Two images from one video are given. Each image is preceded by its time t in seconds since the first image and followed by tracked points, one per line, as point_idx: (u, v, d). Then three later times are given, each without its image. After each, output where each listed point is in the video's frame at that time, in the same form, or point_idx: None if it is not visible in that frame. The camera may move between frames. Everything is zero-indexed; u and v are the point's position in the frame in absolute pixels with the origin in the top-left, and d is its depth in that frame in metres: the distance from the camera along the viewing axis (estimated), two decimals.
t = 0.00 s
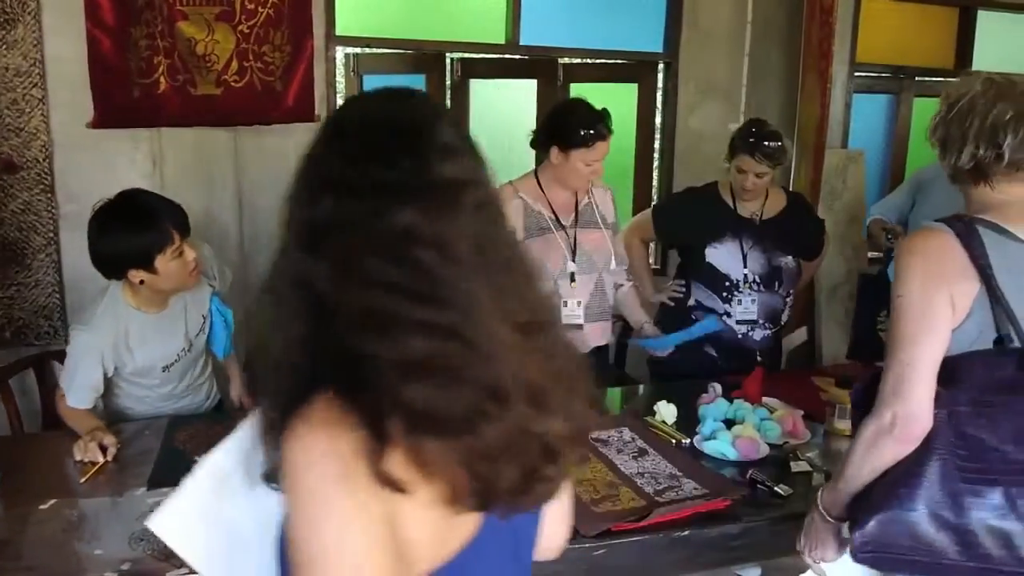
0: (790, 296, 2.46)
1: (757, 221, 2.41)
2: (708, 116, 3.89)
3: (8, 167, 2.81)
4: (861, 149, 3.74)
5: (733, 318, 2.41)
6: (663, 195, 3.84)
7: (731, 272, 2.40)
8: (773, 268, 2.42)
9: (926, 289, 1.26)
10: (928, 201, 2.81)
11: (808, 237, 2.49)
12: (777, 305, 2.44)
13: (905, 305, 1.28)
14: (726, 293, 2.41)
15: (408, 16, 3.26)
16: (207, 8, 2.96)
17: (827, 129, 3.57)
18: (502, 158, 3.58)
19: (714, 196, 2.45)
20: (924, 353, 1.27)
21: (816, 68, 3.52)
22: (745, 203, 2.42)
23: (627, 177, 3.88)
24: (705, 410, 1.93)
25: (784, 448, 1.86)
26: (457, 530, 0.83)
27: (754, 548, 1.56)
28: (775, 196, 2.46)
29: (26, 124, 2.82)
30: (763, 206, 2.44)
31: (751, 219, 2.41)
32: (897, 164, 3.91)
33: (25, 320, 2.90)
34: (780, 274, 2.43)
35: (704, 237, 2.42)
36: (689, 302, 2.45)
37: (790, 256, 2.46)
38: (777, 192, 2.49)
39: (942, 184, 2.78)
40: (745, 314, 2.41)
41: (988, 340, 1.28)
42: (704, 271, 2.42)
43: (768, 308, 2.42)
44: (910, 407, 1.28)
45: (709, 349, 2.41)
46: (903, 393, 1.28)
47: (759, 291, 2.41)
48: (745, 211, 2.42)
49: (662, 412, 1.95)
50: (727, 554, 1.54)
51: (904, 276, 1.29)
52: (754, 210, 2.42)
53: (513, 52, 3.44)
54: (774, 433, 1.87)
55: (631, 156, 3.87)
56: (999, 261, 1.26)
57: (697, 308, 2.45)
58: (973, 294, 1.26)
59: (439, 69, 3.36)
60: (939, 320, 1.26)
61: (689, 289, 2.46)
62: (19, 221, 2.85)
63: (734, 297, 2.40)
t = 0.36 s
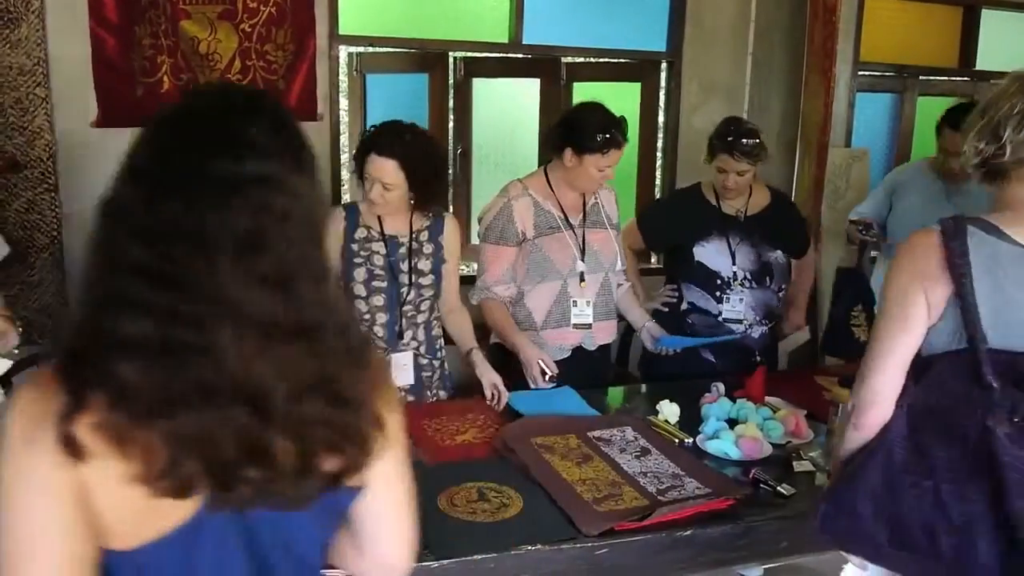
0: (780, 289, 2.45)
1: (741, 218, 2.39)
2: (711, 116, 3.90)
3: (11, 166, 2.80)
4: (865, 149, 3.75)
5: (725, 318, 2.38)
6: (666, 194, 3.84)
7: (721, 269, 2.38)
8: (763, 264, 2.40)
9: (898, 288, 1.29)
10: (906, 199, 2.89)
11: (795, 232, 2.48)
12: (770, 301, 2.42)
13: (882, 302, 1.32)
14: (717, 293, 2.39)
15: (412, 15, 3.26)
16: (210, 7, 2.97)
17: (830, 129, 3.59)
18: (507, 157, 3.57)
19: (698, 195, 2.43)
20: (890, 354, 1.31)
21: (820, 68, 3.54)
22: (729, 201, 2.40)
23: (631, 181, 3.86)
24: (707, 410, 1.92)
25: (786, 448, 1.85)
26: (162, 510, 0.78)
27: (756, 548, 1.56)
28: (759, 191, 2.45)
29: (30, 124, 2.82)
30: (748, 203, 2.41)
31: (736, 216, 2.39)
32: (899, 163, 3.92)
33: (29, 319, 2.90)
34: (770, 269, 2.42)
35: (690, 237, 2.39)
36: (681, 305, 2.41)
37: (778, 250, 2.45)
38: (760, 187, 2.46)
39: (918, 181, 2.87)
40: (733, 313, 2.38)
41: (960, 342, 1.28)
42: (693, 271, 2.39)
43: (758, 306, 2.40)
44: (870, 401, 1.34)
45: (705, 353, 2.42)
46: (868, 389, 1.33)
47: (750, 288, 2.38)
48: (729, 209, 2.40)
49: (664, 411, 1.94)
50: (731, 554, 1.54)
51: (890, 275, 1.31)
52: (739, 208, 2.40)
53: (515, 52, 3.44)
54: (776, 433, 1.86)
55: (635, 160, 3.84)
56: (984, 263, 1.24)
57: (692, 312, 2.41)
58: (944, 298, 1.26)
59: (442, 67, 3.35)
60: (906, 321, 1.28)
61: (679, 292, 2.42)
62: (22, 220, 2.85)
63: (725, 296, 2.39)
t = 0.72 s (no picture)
0: (762, 292, 2.41)
1: (721, 219, 2.35)
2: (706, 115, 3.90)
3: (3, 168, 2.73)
4: (859, 148, 3.77)
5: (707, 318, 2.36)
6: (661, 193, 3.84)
7: (700, 267, 2.36)
8: (743, 267, 2.37)
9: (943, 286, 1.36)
10: (865, 199, 2.97)
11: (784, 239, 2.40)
12: (750, 302, 2.39)
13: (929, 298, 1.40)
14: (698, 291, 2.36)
15: (406, 15, 3.28)
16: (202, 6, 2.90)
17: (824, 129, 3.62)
18: (502, 158, 3.57)
19: (680, 197, 2.39)
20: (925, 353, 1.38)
21: (813, 68, 3.58)
22: (709, 201, 2.36)
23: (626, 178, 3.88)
24: (702, 409, 1.92)
25: (780, 448, 1.86)
26: None
27: (750, 547, 1.56)
28: (742, 193, 2.39)
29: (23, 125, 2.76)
30: (727, 204, 2.37)
31: (715, 217, 2.35)
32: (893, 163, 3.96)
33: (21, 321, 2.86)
34: (750, 273, 2.38)
35: (668, 237, 2.36)
36: (665, 304, 2.40)
37: (762, 255, 2.39)
38: (743, 188, 2.41)
39: (874, 181, 2.97)
40: (713, 312, 2.35)
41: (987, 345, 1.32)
42: (676, 271, 2.38)
43: (739, 305, 2.38)
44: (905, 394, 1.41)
45: (696, 352, 2.40)
46: (897, 378, 1.42)
47: (727, 288, 2.36)
48: (708, 209, 2.36)
49: (658, 410, 1.94)
50: (724, 553, 1.54)
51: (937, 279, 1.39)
52: (718, 209, 2.36)
53: (510, 52, 3.44)
54: (771, 432, 1.86)
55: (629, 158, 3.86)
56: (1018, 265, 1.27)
57: (678, 313, 2.38)
58: (981, 301, 1.33)
59: (436, 67, 3.36)
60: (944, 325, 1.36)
61: (661, 291, 2.41)
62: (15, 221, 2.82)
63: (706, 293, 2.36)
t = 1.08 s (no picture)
0: (725, 293, 2.39)
1: (689, 219, 2.35)
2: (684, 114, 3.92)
3: None
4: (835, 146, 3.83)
5: (670, 315, 2.37)
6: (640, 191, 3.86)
7: (663, 267, 2.38)
8: (707, 265, 2.36)
9: None
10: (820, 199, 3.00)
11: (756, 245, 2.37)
12: (714, 301, 2.38)
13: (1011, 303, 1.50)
14: (659, 289, 2.39)
15: (386, 13, 3.25)
16: (177, 5, 2.92)
17: (801, 130, 3.66)
18: (482, 157, 3.57)
19: (652, 197, 2.41)
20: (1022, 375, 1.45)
21: (791, 68, 3.61)
22: (681, 200, 2.37)
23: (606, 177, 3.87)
24: (682, 408, 1.93)
25: (760, 444, 1.87)
26: None
27: (730, 544, 1.57)
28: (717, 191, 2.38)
29: None
30: (699, 204, 2.37)
31: (683, 216, 2.36)
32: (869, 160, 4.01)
33: None
34: (714, 272, 2.37)
35: (637, 234, 2.40)
36: (632, 300, 2.43)
37: (729, 255, 2.37)
38: (721, 187, 2.41)
39: (828, 181, 2.99)
40: (674, 311, 2.37)
41: None
42: (640, 269, 2.41)
43: (702, 303, 2.38)
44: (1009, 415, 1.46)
45: (663, 350, 2.37)
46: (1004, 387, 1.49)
47: (692, 288, 2.37)
48: (679, 208, 2.37)
49: (639, 409, 1.95)
50: (704, 549, 1.55)
51: None
52: (689, 208, 2.37)
53: (489, 52, 3.44)
54: (750, 430, 1.88)
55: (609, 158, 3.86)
56: None
57: (644, 310, 2.41)
58: None
59: (415, 67, 3.35)
60: None
61: (631, 295, 2.44)
62: None
63: (666, 292, 2.38)
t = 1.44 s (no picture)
0: (716, 293, 2.40)
1: (677, 219, 2.36)
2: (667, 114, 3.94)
3: None
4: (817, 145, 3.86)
5: (658, 317, 2.38)
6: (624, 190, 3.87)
7: (653, 269, 2.37)
8: (697, 266, 2.37)
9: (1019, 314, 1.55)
10: (802, 199, 3.03)
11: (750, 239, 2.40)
12: (704, 302, 2.39)
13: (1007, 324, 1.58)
14: (650, 291, 2.39)
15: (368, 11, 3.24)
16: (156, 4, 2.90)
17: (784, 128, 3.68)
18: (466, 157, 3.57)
19: (639, 197, 2.41)
20: None
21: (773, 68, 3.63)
22: (669, 200, 2.38)
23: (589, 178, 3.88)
24: (667, 407, 1.94)
25: (744, 443, 1.88)
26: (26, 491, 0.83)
27: (715, 541, 1.58)
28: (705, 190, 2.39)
29: None
30: (688, 202, 2.38)
31: (673, 216, 2.36)
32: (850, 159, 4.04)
33: None
34: (705, 272, 2.38)
35: (626, 235, 2.39)
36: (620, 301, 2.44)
37: (719, 255, 2.39)
38: (707, 186, 2.41)
39: (809, 180, 3.02)
40: (663, 313, 2.38)
41: None
42: (627, 271, 2.41)
43: (693, 305, 2.38)
44: None
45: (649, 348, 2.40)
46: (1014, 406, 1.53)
47: (682, 289, 2.37)
48: (667, 209, 2.37)
49: (624, 408, 1.95)
50: (690, 546, 1.55)
51: None
52: (678, 207, 2.37)
53: (473, 51, 3.44)
54: (735, 429, 1.88)
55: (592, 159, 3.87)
56: None
57: (633, 311, 2.41)
58: None
59: (399, 67, 3.33)
60: None
61: (619, 295, 2.45)
62: None
63: (657, 294, 2.38)
